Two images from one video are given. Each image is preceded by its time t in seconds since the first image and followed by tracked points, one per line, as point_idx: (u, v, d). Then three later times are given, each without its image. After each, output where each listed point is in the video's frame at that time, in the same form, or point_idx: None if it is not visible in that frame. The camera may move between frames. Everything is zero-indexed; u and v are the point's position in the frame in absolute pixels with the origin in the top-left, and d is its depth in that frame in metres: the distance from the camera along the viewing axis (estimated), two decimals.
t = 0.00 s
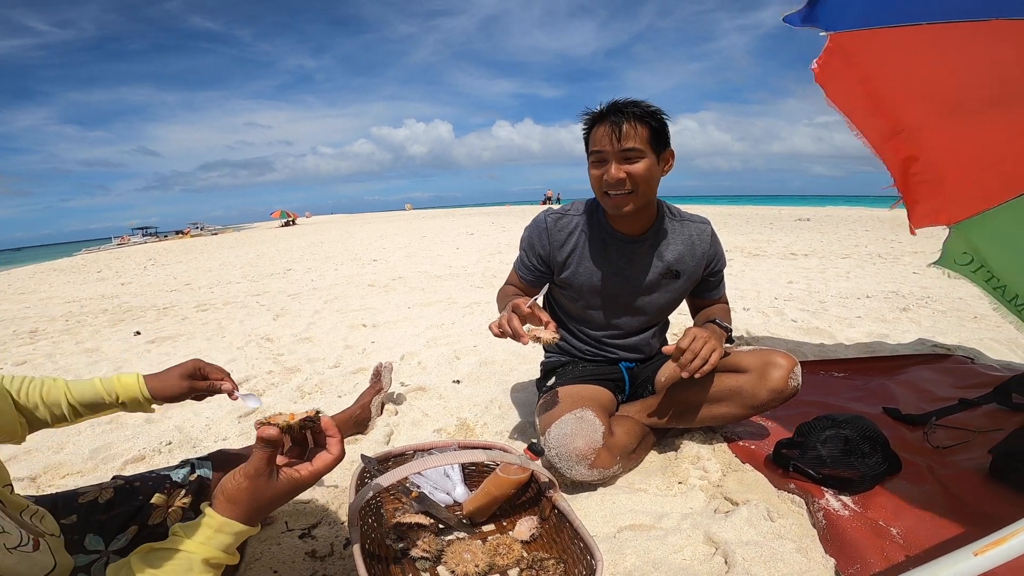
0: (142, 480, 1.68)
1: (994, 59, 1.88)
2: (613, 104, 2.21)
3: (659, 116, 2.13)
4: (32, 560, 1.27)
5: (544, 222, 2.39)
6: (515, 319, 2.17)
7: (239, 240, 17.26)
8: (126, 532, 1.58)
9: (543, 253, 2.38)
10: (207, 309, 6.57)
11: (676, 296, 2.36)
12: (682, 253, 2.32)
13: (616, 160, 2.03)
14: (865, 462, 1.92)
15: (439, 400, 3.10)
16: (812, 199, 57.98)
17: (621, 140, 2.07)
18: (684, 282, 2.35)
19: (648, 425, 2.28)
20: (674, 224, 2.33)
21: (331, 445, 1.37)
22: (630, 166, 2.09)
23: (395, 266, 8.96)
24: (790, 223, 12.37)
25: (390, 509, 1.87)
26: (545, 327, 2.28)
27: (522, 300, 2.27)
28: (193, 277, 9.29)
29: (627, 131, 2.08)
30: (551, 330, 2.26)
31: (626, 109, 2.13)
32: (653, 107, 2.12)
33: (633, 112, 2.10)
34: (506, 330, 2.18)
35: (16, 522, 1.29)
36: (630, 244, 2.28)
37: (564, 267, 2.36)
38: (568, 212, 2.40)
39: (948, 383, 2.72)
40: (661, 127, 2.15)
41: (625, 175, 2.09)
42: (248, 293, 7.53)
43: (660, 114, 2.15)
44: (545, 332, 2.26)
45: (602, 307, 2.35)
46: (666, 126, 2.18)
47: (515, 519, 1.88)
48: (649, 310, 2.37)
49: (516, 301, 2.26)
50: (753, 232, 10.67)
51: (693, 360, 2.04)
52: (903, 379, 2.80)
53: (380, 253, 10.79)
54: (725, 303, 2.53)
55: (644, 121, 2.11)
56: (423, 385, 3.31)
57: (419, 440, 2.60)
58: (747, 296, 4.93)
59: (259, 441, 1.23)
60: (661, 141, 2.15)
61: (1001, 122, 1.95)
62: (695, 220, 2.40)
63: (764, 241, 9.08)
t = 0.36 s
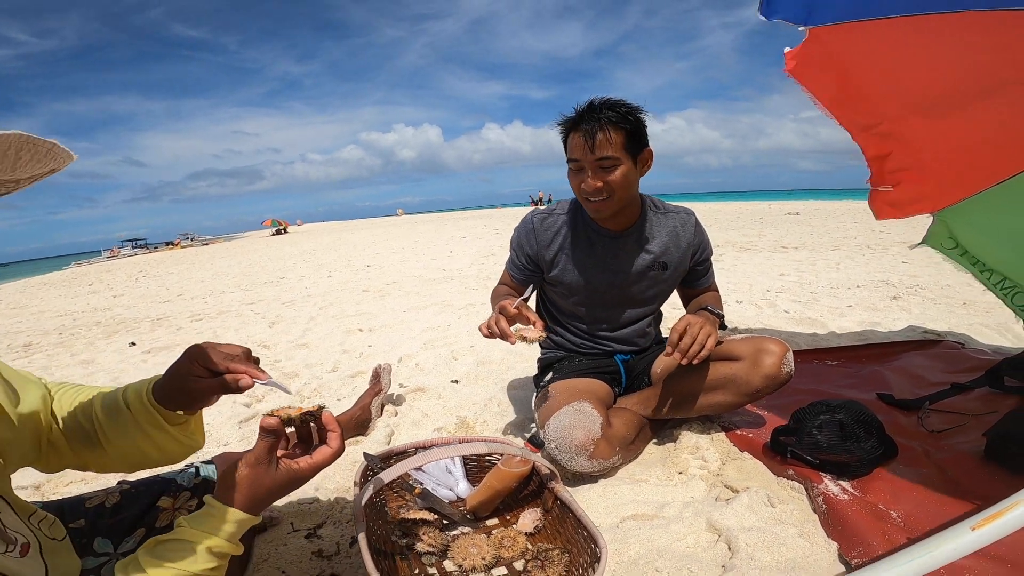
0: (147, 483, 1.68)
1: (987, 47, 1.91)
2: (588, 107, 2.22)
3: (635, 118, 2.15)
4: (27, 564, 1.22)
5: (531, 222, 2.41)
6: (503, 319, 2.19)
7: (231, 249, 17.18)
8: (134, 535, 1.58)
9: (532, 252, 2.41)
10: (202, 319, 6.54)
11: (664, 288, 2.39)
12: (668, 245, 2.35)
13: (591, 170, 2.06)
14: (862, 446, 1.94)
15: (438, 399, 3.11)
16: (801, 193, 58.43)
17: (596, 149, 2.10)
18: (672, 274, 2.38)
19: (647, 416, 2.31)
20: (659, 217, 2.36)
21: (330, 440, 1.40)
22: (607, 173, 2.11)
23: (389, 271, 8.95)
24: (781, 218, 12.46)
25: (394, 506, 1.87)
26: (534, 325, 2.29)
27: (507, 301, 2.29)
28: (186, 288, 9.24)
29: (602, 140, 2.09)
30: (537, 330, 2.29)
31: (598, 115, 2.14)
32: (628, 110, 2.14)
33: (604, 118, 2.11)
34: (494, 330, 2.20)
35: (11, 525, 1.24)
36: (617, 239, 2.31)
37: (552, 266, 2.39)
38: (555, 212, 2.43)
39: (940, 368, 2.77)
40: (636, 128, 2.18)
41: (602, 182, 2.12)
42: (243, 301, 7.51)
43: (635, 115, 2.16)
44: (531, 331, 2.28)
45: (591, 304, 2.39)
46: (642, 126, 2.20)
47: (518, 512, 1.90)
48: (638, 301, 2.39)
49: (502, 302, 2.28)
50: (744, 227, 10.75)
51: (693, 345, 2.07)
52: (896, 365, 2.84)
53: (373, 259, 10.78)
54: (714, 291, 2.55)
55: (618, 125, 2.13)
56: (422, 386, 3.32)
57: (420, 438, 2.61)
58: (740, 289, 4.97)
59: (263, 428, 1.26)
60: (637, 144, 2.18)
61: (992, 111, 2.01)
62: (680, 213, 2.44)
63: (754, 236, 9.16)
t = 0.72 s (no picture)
0: (170, 440, 1.80)
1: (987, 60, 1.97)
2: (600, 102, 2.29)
3: (646, 114, 2.25)
4: (82, 509, 1.30)
5: (537, 207, 2.52)
6: (513, 291, 2.31)
7: (232, 225, 17.22)
8: (160, 488, 1.69)
9: (536, 235, 2.52)
10: (205, 291, 6.64)
11: (658, 275, 2.52)
12: (664, 234, 2.47)
13: (610, 167, 2.15)
14: (833, 428, 2.07)
15: (439, 373, 3.24)
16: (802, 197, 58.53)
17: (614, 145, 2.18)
18: (666, 262, 2.50)
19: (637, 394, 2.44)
20: (656, 207, 2.48)
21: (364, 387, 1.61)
22: (623, 169, 2.21)
23: (389, 253, 9.06)
24: (780, 219, 12.57)
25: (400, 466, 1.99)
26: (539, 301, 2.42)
27: (518, 275, 2.42)
28: (188, 261, 9.32)
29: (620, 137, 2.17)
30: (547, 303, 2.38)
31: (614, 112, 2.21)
32: (639, 106, 2.23)
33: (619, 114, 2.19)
34: (504, 303, 2.33)
35: (68, 473, 1.32)
36: (617, 225, 2.43)
37: (555, 249, 2.51)
38: (560, 197, 2.53)
39: (916, 364, 2.91)
40: (646, 123, 2.28)
41: (618, 177, 2.23)
42: (245, 275, 7.61)
43: (645, 111, 2.26)
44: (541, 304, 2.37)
45: (590, 287, 2.51)
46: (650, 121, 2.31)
47: (516, 476, 2.04)
48: (633, 286, 2.52)
49: (513, 276, 2.41)
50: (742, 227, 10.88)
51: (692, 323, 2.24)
52: (875, 360, 2.99)
53: (374, 240, 10.87)
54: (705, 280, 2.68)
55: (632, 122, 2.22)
56: (424, 360, 3.45)
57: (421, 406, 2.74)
58: (734, 285, 5.11)
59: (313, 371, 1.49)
60: (646, 139, 2.29)
61: (981, 124, 2.08)
62: (677, 205, 2.56)
63: (752, 235, 9.28)
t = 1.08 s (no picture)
0: (198, 433, 1.85)
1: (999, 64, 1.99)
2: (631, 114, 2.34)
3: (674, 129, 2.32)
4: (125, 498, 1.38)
5: (551, 210, 2.60)
6: (536, 291, 2.37)
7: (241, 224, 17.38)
8: (190, 479, 1.75)
9: (550, 238, 2.60)
10: (217, 289, 6.74)
11: (667, 278, 2.59)
12: (672, 239, 2.55)
13: (653, 183, 2.21)
14: (835, 428, 2.14)
15: (451, 371, 3.32)
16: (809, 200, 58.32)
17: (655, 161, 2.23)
18: (676, 265, 2.57)
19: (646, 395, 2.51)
20: (666, 213, 2.56)
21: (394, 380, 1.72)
22: (659, 183, 2.28)
23: (398, 253, 9.15)
24: (788, 224, 12.58)
25: (416, 460, 2.07)
26: (559, 298, 2.49)
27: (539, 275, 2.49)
28: (199, 259, 9.44)
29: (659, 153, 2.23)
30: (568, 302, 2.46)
31: (651, 126, 2.26)
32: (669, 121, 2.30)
33: (651, 127, 2.23)
34: (527, 301, 2.38)
35: (112, 463, 1.41)
36: (629, 229, 2.50)
37: (568, 251, 2.58)
38: (574, 202, 2.61)
39: (921, 368, 2.96)
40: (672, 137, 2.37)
41: (654, 192, 2.30)
42: (256, 274, 7.71)
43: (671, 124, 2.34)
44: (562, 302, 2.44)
45: (601, 289, 2.59)
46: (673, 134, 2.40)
47: (528, 470, 2.11)
48: (643, 289, 2.59)
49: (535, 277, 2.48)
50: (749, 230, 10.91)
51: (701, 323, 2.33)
52: (880, 364, 3.04)
53: (382, 240, 10.97)
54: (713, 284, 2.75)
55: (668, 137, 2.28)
56: (436, 359, 3.53)
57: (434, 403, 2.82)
58: (740, 289, 5.16)
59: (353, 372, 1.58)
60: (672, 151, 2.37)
61: (987, 132, 2.12)
62: (686, 210, 2.63)
63: (759, 239, 9.31)
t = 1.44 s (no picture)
0: (210, 435, 1.92)
1: (997, 65, 2.02)
2: (635, 126, 2.40)
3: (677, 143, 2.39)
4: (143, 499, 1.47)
5: (554, 219, 2.68)
6: (537, 300, 2.45)
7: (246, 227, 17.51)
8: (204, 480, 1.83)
9: (553, 246, 2.68)
10: (223, 292, 6.84)
11: (666, 286, 2.66)
12: (671, 248, 2.62)
13: (655, 195, 2.28)
14: (827, 433, 2.20)
15: (454, 376, 3.39)
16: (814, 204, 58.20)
17: (657, 173, 2.28)
18: (674, 273, 2.64)
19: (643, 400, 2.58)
20: (664, 223, 2.64)
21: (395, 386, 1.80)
22: (661, 195, 2.34)
23: (402, 257, 9.23)
24: (791, 228, 12.62)
25: (420, 462, 2.14)
26: (562, 306, 2.57)
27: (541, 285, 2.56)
28: (205, 262, 9.55)
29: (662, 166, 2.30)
30: (569, 311, 2.54)
31: (654, 139, 2.32)
32: (672, 135, 2.37)
33: (654, 139, 2.30)
34: (528, 309, 2.45)
35: (131, 465, 1.50)
36: (629, 238, 2.57)
37: (570, 259, 2.65)
38: (576, 211, 2.68)
39: (916, 375, 3.01)
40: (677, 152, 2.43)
41: (656, 204, 2.36)
42: (261, 278, 7.81)
43: (675, 137, 2.40)
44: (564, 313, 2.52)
45: (602, 296, 2.65)
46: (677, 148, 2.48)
47: (527, 472, 2.18)
48: (642, 296, 2.66)
49: (536, 285, 2.56)
50: (751, 234, 10.95)
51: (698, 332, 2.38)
52: (876, 370, 3.10)
53: (387, 244, 11.06)
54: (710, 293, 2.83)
55: (670, 150, 2.34)
56: (439, 363, 3.60)
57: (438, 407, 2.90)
58: (741, 294, 5.21)
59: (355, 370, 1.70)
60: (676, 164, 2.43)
61: (982, 140, 2.16)
62: (684, 220, 2.70)
63: (761, 244, 9.35)
